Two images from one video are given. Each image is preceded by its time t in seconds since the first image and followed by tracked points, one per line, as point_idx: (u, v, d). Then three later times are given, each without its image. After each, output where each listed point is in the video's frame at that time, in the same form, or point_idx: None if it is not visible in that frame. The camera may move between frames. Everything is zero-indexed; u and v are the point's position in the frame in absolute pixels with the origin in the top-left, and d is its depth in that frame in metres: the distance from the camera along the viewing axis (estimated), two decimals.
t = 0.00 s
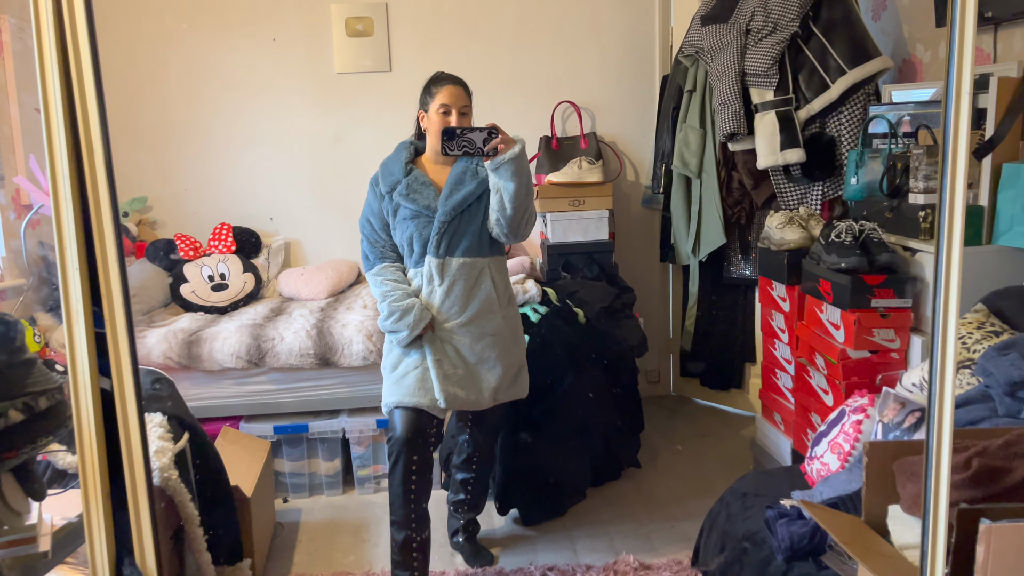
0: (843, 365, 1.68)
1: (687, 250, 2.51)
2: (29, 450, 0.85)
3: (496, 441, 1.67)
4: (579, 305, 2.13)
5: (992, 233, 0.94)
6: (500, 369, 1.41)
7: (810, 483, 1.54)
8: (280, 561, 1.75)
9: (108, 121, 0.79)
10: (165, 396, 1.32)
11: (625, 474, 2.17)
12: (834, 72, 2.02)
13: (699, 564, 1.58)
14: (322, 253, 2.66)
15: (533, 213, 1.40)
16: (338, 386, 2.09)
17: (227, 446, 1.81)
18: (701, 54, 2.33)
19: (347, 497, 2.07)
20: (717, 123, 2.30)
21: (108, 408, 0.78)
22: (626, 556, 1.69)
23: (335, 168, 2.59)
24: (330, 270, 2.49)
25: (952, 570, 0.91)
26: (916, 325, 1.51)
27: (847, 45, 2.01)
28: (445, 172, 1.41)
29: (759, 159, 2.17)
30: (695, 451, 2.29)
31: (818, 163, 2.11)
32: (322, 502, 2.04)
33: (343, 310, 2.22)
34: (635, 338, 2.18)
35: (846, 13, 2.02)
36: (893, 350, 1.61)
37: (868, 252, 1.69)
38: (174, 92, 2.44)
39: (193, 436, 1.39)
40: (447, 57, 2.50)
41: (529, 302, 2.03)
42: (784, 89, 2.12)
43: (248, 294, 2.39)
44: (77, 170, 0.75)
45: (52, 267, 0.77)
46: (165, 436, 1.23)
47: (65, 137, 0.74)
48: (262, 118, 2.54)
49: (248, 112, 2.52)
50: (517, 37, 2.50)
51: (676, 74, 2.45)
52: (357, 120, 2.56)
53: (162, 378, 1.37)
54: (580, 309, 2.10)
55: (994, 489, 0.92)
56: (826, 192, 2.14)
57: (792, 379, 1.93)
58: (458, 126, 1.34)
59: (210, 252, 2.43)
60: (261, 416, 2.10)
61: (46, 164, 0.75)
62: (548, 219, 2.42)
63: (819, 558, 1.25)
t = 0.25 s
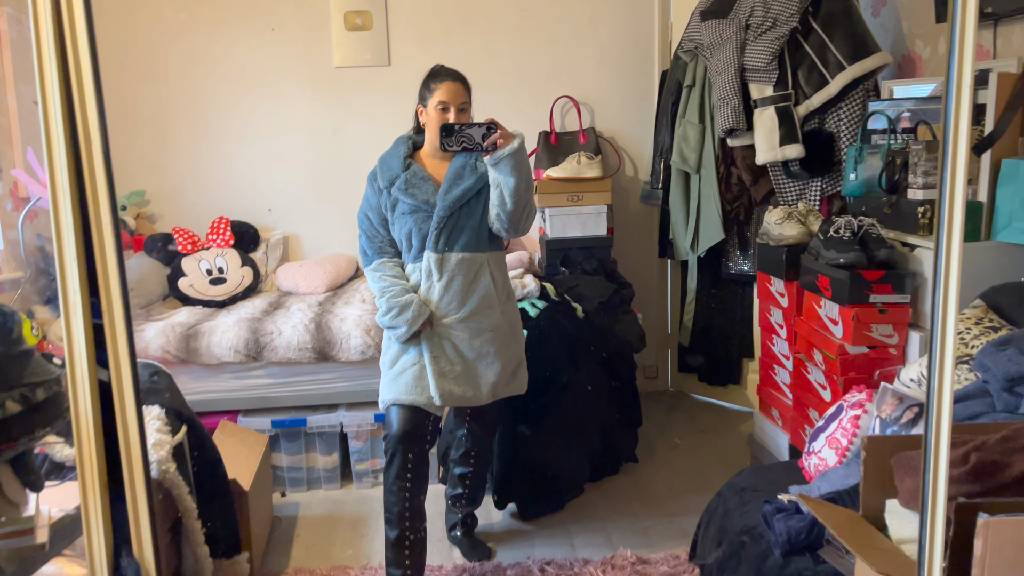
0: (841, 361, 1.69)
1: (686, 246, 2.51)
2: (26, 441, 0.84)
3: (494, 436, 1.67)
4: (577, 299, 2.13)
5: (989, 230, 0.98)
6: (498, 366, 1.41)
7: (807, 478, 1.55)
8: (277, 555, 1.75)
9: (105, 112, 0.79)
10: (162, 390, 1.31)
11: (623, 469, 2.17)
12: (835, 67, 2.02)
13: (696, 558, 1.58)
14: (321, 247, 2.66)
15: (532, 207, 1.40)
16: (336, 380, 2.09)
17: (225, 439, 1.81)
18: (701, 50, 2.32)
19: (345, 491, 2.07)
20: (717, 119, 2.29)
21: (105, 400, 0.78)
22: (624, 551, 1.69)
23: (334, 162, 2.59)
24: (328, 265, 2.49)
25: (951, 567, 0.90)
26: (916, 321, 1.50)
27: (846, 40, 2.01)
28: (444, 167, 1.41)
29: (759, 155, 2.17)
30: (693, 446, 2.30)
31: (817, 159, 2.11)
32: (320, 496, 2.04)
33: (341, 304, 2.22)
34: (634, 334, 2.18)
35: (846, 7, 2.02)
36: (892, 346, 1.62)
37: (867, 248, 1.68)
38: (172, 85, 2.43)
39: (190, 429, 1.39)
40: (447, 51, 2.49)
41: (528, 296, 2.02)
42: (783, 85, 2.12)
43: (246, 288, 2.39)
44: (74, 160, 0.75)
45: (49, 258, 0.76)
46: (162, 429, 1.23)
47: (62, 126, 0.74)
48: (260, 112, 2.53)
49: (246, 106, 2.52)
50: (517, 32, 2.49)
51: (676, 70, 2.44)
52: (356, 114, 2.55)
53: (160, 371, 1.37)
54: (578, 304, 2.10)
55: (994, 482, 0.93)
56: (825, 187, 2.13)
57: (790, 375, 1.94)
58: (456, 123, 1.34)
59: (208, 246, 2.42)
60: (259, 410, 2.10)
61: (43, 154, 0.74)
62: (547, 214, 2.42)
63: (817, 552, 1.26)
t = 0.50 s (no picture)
0: (840, 357, 1.69)
1: (685, 243, 2.51)
2: (24, 434, 0.84)
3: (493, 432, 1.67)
4: (576, 295, 2.13)
5: (990, 226, 0.95)
6: (497, 362, 1.41)
7: (806, 475, 1.54)
8: (275, 550, 1.75)
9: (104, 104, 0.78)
10: (160, 384, 1.31)
11: (621, 465, 2.17)
12: (834, 64, 2.02)
13: (693, 554, 1.58)
14: (319, 243, 2.66)
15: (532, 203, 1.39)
16: (334, 376, 2.09)
17: (223, 434, 1.81)
18: (700, 46, 2.32)
19: (343, 487, 2.07)
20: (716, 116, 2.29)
21: (104, 394, 0.78)
22: (622, 547, 1.70)
23: (333, 158, 2.59)
24: (327, 260, 2.48)
25: (947, 562, 0.91)
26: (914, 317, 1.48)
27: (846, 37, 2.00)
28: (444, 162, 1.41)
29: (758, 152, 2.17)
30: (691, 442, 2.30)
31: (817, 155, 2.11)
32: (319, 491, 2.04)
33: (339, 300, 2.21)
34: (633, 330, 2.19)
35: (847, 3, 2.02)
36: (890, 342, 1.59)
37: (866, 244, 1.69)
38: (170, 80, 2.43)
39: (189, 423, 1.39)
40: (446, 46, 2.48)
41: (527, 292, 2.02)
42: (783, 81, 2.11)
43: (244, 284, 2.38)
44: (73, 152, 0.75)
45: (47, 251, 0.76)
46: (161, 423, 1.24)
47: (61, 118, 0.73)
48: (259, 107, 2.52)
49: (245, 101, 2.51)
50: (517, 27, 2.48)
51: (676, 66, 2.44)
52: (355, 110, 2.54)
53: (159, 365, 1.37)
54: (577, 300, 2.10)
55: (991, 479, 0.93)
56: (824, 184, 2.14)
57: (789, 371, 1.94)
58: (455, 119, 1.34)
59: (206, 242, 2.41)
60: (257, 405, 2.10)
61: (42, 146, 0.74)
62: (546, 210, 2.42)
63: (815, 549, 1.26)
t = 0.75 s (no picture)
0: (839, 354, 1.69)
1: (685, 239, 2.51)
2: (28, 428, 0.85)
3: (493, 428, 1.68)
4: (576, 293, 2.13)
5: (992, 223, 0.98)
6: (498, 358, 1.41)
7: (805, 471, 1.55)
8: (276, 545, 1.76)
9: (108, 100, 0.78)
10: (162, 379, 1.33)
11: (620, 462, 2.18)
12: (835, 62, 2.02)
13: (693, 550, 1.59)
14: (320, 239, 2.66)
15: (533, 199, 1.40)
16: (335, 372, 2.09)
17: (223, 430, 1.82)
18: (701, 43, 2.32)
19: (344, 483, 2.08)
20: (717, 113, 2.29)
21: (107, 387, 0.78)
22: (621, 543, 1.70)
23: (333, 153, 2.58)
24: (328, 257, 2.49)
25: (946, 556, 0.92)
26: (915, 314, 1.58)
27: (847, 34, 2.00)
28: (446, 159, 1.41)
29: (759, 150, 2.17)
30: (690, 439, 2.31)
31: (817, 152, 2.10)
32: (319, 487, 2.05)
33: (340, 296, 2.22)
34: (633, 327, 2.19)
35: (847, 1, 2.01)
36: (890, 340, 1.65)
37: (866, 242, 1.70)
38: (171, 76, 2.43)
39: (191, 418, 1.39)
40: (447, 42, 2.48)
41: (527, 289, 2.03)
42: (783, 79, 2.11)
43: (245, 280, 2.37)
44: (77, 146, 0.75)
45: (51, 246, 0.76)
46: (162, 419, 1.24)
47: (65, 113, 0.73)
48: (260, 104, 2.52)
49: (246, 97, 2.51)
50: (518, 23, 2.48)
51: (676, 64, 2.45)
52: (356, 106, 2.54)
53: (161, 360, 1.38)
54: (577, 297, 2.10)
55: (987, 475, 0.94)
56: (824, 182, 2.14)
57: (788, 369, 1.94)
58: (457, 117, 1.34)
59: (207, 238, 2.42)
60: (258, 401, 2.10)
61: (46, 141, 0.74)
62: (547, 207, 2.42)
63: (814, 544, 1.27)
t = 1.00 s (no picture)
0: (835, 354, 1.70)
1: (683, 239, 2.53)
2: (25, 426, 0.85)
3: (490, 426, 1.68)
4: (573, 292, 2.14)
5: (986, 223, 0.98)
6: (496, 356, 1.42)
7: (800, 470, 1.55)
8: (273, 543, 1.76)
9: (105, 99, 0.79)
10: (161, 377, 1.34)
11: (618, 460, 2.18)
12: (832, 62, 2.03)
13: (689, 548, 1.60)
14: (318, 238, 2.67)
15: (532, 199, 1.40)
16: (333, 370, 2.10)
17: (221, 428, 1.82)
18: (699, 43, 2.33)
19: (342, 481, 2.08)
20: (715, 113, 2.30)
21: (104, 384, 0.78)
22: (618, 542, 1.71)
23: (332, 153, 2.59)
24: (326, 255, 2.49)
25: (939, 554, 0.92)
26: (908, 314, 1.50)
27: (844, 34, 2.01)
28: (446, 157, 1.40)
29: (756, 149, 2.19)
30: (687, 438, 2.31)
31: (813, 152, 2.12)
32: (316, 485, 2.06)
33: (338, 294, 2.22)
34: (631, 326, 2.19)
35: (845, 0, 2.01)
36: (886, 339, 1.61)
37: (862, 241, 1.70)
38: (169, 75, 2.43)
39: (188, 416, 1.39)
40: (447, 42, 2.45)
41: (525, 288, 2.03)
42: (781, 79, 2.13)
43: (243, 277, 2.40)
44: (73, 145, 0.75)
45: (48, 244, 0.76)
46: (160, 416, 1.25)
47: (61, 112, 0.74)
48: (259, 102, 2.52)
49: (245, 95, 2.51)
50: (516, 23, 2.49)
51: (674, 63, 2.45)
52: (354, 105, 2.55)
53: (158, 358, 1.38)
54: (574, 296, 2.10)
55: (982, 474, 0.94)
56: (822, 181, 2.13)
57: (785, 368, 1.95)
58: (455, 115, 1.34)
59: (205, 236, 2.43)
60: (256, 399, 2.11)
61: (42, 140, 0.74)
62: (544, 206, 2.42)
63: (809, 543, 1.28)
